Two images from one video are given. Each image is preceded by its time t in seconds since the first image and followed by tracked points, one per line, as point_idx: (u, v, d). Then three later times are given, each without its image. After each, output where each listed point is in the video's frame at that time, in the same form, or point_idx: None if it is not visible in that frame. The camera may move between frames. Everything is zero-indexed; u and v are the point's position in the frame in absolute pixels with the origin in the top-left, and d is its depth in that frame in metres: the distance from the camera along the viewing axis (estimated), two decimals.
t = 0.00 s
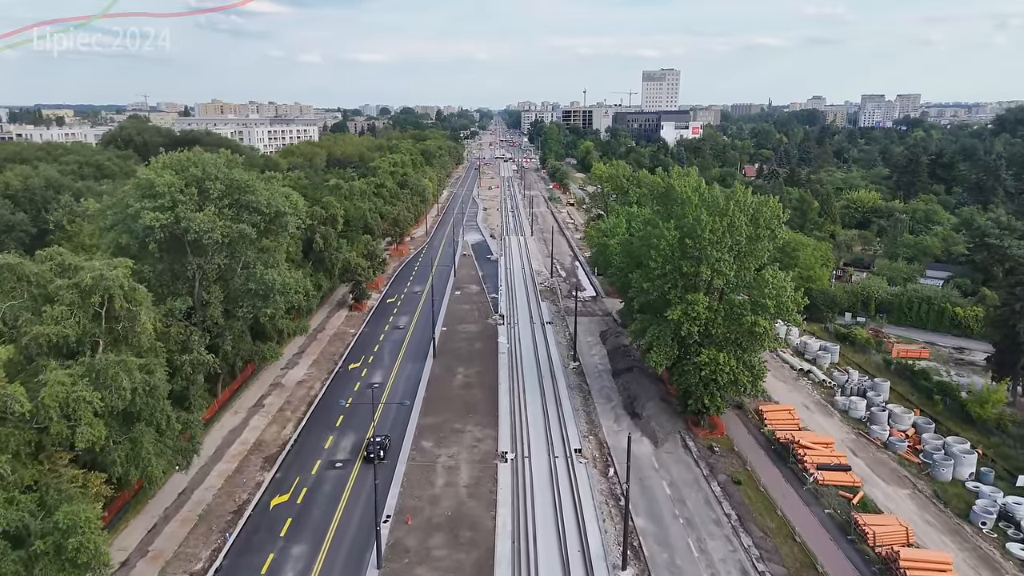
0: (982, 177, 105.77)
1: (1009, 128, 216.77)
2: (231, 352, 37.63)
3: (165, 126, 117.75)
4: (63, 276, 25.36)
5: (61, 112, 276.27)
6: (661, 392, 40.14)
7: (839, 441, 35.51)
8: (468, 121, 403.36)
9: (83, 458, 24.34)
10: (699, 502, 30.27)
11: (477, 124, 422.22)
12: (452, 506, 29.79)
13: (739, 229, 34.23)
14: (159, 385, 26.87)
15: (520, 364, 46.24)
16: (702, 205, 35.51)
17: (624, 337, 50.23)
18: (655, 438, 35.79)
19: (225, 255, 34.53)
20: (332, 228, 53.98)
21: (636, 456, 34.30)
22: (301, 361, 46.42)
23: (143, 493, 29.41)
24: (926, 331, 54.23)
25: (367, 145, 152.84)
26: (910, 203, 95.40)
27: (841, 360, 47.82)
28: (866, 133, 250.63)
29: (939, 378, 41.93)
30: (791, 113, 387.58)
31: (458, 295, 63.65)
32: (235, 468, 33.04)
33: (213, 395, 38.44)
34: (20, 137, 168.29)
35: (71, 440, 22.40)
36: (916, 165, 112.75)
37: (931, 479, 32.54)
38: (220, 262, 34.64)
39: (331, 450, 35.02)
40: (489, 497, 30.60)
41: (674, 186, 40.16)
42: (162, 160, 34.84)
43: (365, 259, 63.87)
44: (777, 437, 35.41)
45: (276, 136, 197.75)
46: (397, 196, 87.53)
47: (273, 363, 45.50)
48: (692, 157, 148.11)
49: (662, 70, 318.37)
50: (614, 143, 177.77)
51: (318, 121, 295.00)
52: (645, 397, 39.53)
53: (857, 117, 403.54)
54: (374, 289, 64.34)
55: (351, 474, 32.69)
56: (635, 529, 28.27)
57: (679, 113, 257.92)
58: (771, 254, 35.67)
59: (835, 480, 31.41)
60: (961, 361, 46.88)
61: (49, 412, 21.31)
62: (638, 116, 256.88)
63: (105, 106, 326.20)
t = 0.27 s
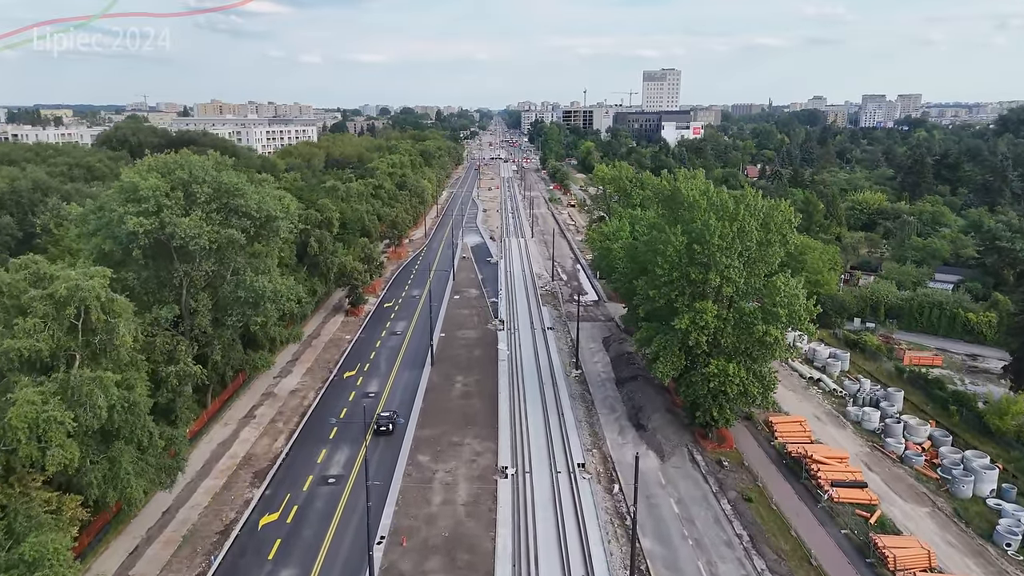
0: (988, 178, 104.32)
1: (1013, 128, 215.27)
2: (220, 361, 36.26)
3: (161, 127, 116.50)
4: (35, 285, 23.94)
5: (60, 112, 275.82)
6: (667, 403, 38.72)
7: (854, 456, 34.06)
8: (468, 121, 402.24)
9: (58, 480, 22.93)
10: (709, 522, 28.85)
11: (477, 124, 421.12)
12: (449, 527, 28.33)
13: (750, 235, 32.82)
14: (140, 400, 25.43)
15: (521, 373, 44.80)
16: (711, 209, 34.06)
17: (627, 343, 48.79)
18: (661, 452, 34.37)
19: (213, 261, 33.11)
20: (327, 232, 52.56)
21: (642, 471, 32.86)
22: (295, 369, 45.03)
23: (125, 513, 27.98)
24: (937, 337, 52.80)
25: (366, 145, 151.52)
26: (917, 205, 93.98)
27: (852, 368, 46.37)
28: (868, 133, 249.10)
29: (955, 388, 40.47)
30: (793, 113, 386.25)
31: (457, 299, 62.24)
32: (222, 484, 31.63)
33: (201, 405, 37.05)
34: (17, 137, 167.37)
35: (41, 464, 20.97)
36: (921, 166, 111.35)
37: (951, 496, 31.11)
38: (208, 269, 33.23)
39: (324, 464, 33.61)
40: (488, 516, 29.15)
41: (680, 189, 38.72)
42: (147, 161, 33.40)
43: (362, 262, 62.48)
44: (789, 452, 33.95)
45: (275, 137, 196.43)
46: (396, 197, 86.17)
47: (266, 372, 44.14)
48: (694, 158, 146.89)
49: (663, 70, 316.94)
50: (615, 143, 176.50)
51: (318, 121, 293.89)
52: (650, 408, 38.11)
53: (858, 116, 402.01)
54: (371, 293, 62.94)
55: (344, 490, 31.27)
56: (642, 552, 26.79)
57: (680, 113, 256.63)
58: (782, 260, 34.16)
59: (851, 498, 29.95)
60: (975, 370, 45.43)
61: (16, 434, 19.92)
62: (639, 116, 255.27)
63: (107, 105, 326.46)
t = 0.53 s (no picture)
0: (994, 179, 102.95)
1: (1016, 128, 213.93)
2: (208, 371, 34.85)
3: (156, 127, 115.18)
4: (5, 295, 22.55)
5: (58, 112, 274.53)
6: (673, 414, 37.32)
7: (869, 471, 32.66)
8: (468, 121, 400.92)
9: (29, 504, 21.59)
10: (719, 543, 27.44)
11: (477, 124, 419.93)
12: (446, 549, 26.90)
13: (761, 241, 31.39)
14: (119, 417, 24.05)
15: (521, 381, 43.39)
16: (720, 214, 32.66)
17: (631, 350, 47.41)
18: (668, 467, 32.97)
19: (200, 268, 31.70)
20: (322, 235, 51.17)
21: (649, 488, 31.44)
22: (288, 378, 43.63)
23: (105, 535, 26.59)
24: (949, 343, 51.41)
25: (365, 146, 150.24)
26: (923, 207, 92.65)
27: (863, 376, 44.98)
28: (870, 133, 247.79)
29: (971, 398, 39.08)
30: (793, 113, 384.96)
31: (456, 303, 60.85)
32: (209, 502, 30.24)
33: (190, 417, 35.66)
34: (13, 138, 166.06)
35: (8, 490, 19.60)
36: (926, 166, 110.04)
37: (972, 515, 29.71)
38: (195, 276, 31.80)
39: (316, 480, 32.21)
40: (488, 538, 27.73)
41: (687, 192, 37.26)
42: (131, 164, 31.94)
43: (359, 266, 61.06)
44: (802, 467, 32.55)
45: (273, 137, 194.97)
46: (394, 199, 84.81)
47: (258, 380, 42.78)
48: (696, 158, 145.56)
49: (663, 70, 315.40)
50: (616, 144, 175.27)
51: (317, 121, 292.64)
52: (656, 420, 36.72)
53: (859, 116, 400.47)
54: (368, 297, 61.56)
55: (337, 509, 29.86)
56: None
57: (681, 113, 255.27)
58: (795, 267, 32.73)
59: (869, 518, 28.55)
60: (990, 379, 44.04)
61: None
62: (640, 116, 253.59)
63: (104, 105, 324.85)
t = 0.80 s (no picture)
0: (1001, 180, 101.50)
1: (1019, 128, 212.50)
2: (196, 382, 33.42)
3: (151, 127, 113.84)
4: None
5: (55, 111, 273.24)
6: (680, 426, 35.89)
7: (886, 488, 31.24)
8: (468, 121, 399.58)
9: None
10: (732, 567, 26.03)
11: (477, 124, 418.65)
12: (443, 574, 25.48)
13: (774, 247, 29.96)
14: (95, 437, 22.66)
15: (522, 391, 41.95)
16: (730, 219, 31.26)
17: (635, 358, 45.99)
18: (675, 483, 31.54)
19: (186, 276, 30.24)
20: (316, 239, 49.77)
21: (656, 506, 30.01)
22: (281, 387, 42.22)
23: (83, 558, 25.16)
24: (962, 350, 49.93)
25: (363, 146, 148.91)
26: (929, 208, 91.27)
27: (875, 385, 43.53)
28: (871, 133, 246.38)
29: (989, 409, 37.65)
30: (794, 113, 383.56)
31: (454, 308, 59.43)
32: (195, 521, 28.81)
33: (177, 430, 34.26)
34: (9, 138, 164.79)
35: None
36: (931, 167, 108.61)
37: (996, 535, 28.28)
38: (181, 284, 30.37)
39: (307, 497, 30.79)
40: (487, 561, 26.30)
41: (694, 195, 35.82)
42: (114, 166, 30.49)
43: (356, 269, 59.65)
44: (816, 483, 31.13)
45: (271, 137, 193.34)
46: (392, 200, 83.43)
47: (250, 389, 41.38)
48: (698, 159, 144.17)
49: (664, 70, 313.81)
50: (616, 144, 173.95)
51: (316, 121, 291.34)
52: (662, 433, 35.29)
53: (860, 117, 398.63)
54: (364, 302, 60.15)
55: (328, 529, 28.42)
56: None
57: (681, 113, 253.83)
58: (808, 275, 31.31)
59: (889, 540, 27.13)
60: (1006, 388, 42.59)
61: None
62: (640, 116, 252.20)
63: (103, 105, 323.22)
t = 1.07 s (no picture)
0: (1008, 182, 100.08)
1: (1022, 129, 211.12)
2: (183, 395, 32.04)
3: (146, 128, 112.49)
4: None
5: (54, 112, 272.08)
6: (687, 440, 34.47)
7: (905, 506, 29.82)
8: (468, 122, 398.29)
9: None
10: None
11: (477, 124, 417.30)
12: None
13: (788, 254, 28.53)
14: (68, 460, 21.49)
15: (523, 401, 40.50)
16: (742, 225, 29.83)
17: (640, 366, 44.57)
18: (684, 501, 30.10)
19: (171, 284, 28.83)
20: (311, 243, 48.35)
21: (664, 526, 28.58)
22: (274, 397, 40.81)
23: None
24: (976, 357, 48.50)
25: (362, 146, 147.54)
26: (935, 210, 89.91)
27: (888, 395, 42.09)
28: (873, 134, 245.03)
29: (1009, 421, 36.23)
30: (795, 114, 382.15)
31: (454, 313, 58.01)
32: (180, 543, 27.39)
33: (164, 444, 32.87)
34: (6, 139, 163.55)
35: None
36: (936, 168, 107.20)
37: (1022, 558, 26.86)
38: (166, 293, 28.95)
39: (299, 517, 29.35)
40: None
41: (702, 199, 34.39)
42: (95, 170, 29.01)
43: (352, 274, 58.28)
44: (832, 501, 29.71)
45: (269, 138, 191.95)
46: (391, 202, 82.02)
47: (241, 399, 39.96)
48: (700, 159, 142.76)
49: (665, 70, 312.34)
50: (618, 144, 172.60)
51: (316, 122, 290.04)
52: (669, 447, 33.86)
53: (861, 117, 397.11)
54: (361, 307, 58.70)
55: (320, 551, 26.98)
56: None
57: (682, 113, 252.47)
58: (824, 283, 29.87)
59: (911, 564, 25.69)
60: None
61: None
62: (641, 116, 250.86)
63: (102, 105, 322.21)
